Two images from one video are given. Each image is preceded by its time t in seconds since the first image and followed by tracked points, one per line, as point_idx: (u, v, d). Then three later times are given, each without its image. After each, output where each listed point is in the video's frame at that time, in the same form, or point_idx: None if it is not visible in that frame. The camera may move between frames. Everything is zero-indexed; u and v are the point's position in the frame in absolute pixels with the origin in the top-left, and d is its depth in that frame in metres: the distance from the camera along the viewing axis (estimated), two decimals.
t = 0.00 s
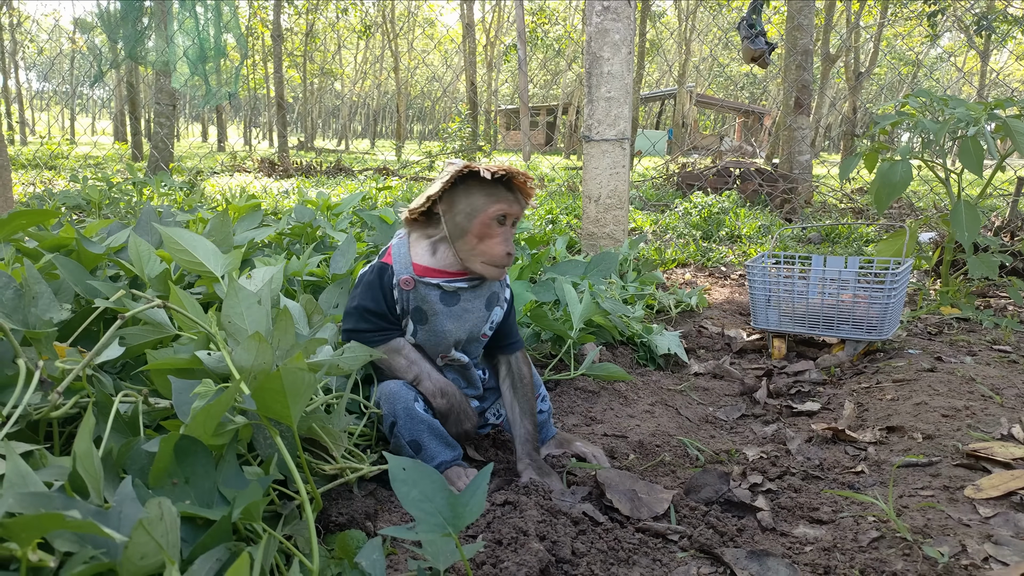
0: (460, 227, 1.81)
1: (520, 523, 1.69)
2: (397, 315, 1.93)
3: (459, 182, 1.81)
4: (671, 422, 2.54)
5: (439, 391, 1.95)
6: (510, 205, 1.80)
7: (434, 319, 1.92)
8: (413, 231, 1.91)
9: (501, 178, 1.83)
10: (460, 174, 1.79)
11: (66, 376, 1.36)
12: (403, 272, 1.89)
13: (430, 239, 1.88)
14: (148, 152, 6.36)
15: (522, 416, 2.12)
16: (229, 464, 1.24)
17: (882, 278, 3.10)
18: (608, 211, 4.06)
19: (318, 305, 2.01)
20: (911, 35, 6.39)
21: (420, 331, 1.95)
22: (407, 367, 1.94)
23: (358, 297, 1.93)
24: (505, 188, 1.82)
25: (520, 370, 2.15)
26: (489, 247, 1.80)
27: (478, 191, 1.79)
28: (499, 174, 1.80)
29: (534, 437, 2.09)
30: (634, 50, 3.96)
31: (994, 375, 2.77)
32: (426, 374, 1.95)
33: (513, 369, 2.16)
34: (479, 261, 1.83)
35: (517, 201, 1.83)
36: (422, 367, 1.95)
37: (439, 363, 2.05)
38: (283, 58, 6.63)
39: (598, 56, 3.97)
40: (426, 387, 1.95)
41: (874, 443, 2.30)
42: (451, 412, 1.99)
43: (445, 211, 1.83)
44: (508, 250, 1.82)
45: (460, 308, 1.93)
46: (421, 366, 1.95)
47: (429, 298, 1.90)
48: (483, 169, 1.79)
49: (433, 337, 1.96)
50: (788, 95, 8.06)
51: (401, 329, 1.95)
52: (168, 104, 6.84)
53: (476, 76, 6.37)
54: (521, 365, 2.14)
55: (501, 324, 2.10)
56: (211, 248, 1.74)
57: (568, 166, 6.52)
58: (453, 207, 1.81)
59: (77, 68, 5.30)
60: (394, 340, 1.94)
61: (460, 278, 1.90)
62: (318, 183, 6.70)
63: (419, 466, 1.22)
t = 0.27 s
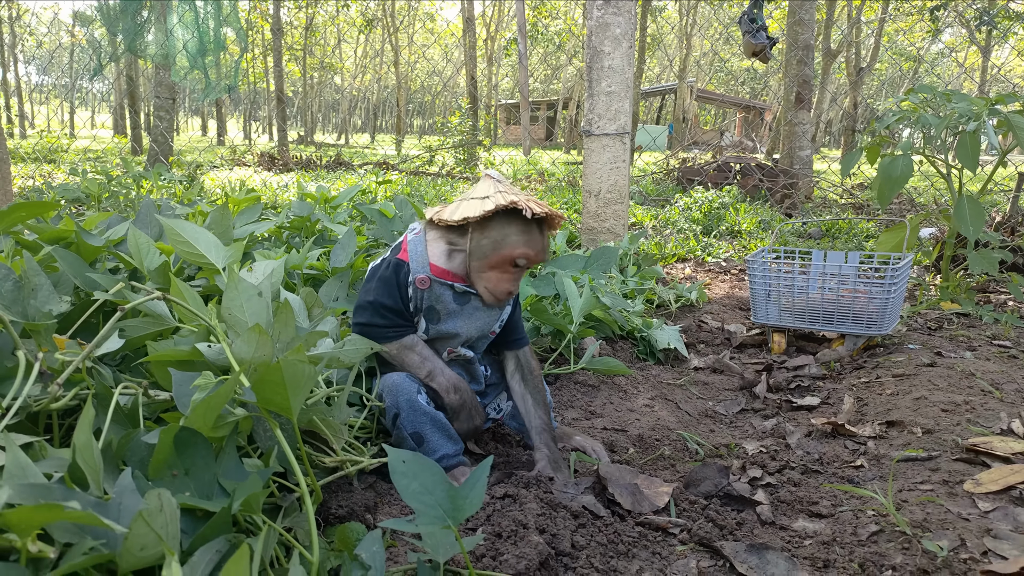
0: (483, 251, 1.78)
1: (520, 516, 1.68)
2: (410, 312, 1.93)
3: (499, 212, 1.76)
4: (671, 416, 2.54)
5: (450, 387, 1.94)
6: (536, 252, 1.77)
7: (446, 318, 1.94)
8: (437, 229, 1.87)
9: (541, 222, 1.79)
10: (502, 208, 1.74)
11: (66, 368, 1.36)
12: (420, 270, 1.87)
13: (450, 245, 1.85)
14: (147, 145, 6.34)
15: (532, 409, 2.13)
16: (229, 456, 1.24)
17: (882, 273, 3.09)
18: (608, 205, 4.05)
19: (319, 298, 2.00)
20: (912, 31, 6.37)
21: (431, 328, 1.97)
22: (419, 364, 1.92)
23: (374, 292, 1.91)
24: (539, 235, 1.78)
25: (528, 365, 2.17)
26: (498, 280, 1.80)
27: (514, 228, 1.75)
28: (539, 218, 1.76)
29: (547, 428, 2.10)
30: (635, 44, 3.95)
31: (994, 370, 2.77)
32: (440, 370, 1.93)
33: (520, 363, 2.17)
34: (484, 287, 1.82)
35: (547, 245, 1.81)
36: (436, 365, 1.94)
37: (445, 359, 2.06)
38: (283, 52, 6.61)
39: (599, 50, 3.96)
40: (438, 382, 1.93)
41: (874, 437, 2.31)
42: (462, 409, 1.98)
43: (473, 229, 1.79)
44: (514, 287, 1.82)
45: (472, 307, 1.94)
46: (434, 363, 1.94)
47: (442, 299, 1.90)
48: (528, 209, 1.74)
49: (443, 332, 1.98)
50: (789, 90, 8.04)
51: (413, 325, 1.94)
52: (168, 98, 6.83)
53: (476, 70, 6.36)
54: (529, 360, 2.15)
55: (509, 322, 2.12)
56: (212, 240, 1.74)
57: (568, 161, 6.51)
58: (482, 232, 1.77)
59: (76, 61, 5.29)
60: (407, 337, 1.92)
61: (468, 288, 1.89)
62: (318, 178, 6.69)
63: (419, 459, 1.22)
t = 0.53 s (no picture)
0: (483, 235, 1.78)
1: (522, 513, 1.68)
2: (414, 304, 1.92)
3: (495, 194, 1.76)
4: (673, 413, 2.54)
5: (455, 381, 1.92)
6: (536, 232, 1.76)
7: (450, 308, 1.92)
8: (439, 219, 1.88)
9: (539, 199, 1.78)
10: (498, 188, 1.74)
11: (68, 364, 1.36)
12: (421, 261, 1.88)
13: (452, 233, 1.85)
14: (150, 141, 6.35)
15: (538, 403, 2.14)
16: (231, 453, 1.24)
17: (886, 270, 3.09)
18: (611, 202, 4.04)
19: (321, 295, 2.00)
20: (917, 27, 6.35)
21: (436, 320, 1.96)
22: (425, 358, 1.91)
23: (378, 286, 1.91)
24: (538, 212, 1.77)
25: (530, 359, 2.18)
26: (500, 262, 1.80)
27: (511, 207, 1.75)
28: (537, 195, 1.75)
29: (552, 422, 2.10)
30: (638, 40, 3.93)
31: (997, 368, 2.76)
32: (445, 364, 1.92)
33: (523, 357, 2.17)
34: (488, 272, 1.83)
35: (548, 224, 1.79)
36: (441, 359, 1.92)
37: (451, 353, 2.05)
38: (286, 48, 6.60)
39: (602, 46, 3.94)
40: (444, 376, 1.92)
41: (877, 436, 2.30)
42: (468, 404, 1.96)
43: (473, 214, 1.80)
44: (518, 268, 1.81)
45: (476, 296, 1.92)
46: (439, 357, 1.92)
47: (446, 289, 1.89)
48: (524, 188, 1.74)
49: (448, 325, 1.97)
50: (794, 87, 8.02)
51: (417, 318, 1.93)
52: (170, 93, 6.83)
53: (479, 66, 6.35)
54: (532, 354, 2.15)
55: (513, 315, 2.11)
56: (215, 236, 1.73)
57: (571, 157, 6.50)
58: (481, 216, 1.77)
59: (78, 57, 5.29)
60: (412, 330, 1.92)
61: (472, 277, 1.88)
62: (320, 174, 6.69)
63: (421, 456, 1.21)
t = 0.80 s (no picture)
0: (467, 231, 1.78)
1: (527, 515, 1.68)
2: (412, 307, 1.91)
3: (472, 190, 1.76)
4: (679, 415, 2.53)
5: (461, 380, 1.87)
6: (517, 222, 1.76)
7: (449, 304, 1.92)
8: (422, 220, 1.88)
9: (516, 188, 1.77)
10: (474, 184, 1.74)
11: (74, 365, 1.36)
12: (414, 264, 1.86)
13: (436, 233, 1.85)
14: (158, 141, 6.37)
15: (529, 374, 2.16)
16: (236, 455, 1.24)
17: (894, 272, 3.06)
18: (618, 202, 4.04)
19: (327, 296, 2.00)
20: (925, 27, 6.32)
21: (438, 319, 1.94)
22: (428, 359, 1.86)
23: (373, 294, 1.87)
24: (517, 201, 1.76)
25: (518, 335, 2.20)
26: (487, 256, 1.79)
27: (488, 201, 1.75)
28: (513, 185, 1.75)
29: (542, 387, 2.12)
30: (645, 40, 3.92)
31: (1007, 371, 2.74)
32: (450, 363, 1.87)
33: (511, 334, 2.19)
34: (477, 266, 1.82)
35: (528, 212, 1.79)
36: (446, 358, 1.88)
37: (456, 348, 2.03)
38: (293, 48, 6.61)
39: (608, 46, 3.93)
40: (449, 376, 1.87)
41: (884, 438, 2.29)
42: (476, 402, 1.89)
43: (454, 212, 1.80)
44: (505, 259, 1.81)
45: (472, 288, 1.92)
46: (443, 357, 1.88)
47: (443, 287, 1.88)
48: (499, 179, 1.73)
49: (450, 320, 1.96)
50: (802, 87, 7.99)
51: (418, 319, 1.92)
52: (179, 93, 6.85)
53: (485, 66, 6.34)
54: (519, 329, 2.17)
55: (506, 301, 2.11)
56: (222, 237, 1.73)
57: (578, 157, 6.50)
58: (461, 213, 1.78)
59: (87, 57, 5.32)
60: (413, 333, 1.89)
61: (464, 271, 1.88)
62: (327, 174, 6.70)
63: (426, 458, 1.21)
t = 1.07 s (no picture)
0: (468, 239, 1.79)
1: (535, 514, 1.67)
2: (417, 308, 1.90)
3: (475, 200, 1.76)
4: (688, 414, 2.52)
5: (461, 379, 1.88)
6: (519, 232, 1.77)
7: (456, 305, 1.91)
8: (422, 224, 1.88)
9: (519, 199, 1.79)
10: (477, 194, 1.75)
11: (83, 360, 1.35)
12: (419, 267, 1.85)
13: (436, 237, 1.85)
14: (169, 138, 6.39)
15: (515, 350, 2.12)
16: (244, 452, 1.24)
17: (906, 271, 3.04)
18: (627, 200, 4.02)
19: (335, 292, 2.00)
20: (939, 24, 6.26)
21: (444, 318, 1.94)
22: (431, 359, 1.89)
23: (374, 296, 1.87)
24: (519, 213, 1.78)
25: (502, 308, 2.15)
26: (488, 264, 1.81)
27: (491, 211, 1.75)
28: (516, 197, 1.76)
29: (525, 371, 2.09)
30: (655, 38, 3.90)
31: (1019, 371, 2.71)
32: (452, 363, 1.89)
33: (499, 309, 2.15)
34: (477, 273, 1.84)
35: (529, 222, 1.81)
36: (448, 357, 1.89)
37: (461, 344, 2.01)
38: (303, 45, 6.62)
39: (618, 43, 3.92)
40: (450, 376, 1.89)
41: (895, 439, 2.27)
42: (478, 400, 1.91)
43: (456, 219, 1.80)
44: (505, 267, 1.83)
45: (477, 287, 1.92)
46: (444, 356, 1.89)
47: (449, 288, 1.88)
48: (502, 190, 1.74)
49: (456, 320, 1.95)
50: (813, 84, 7.94)
51: (422, 320, 1.92)
52: (189, 90, 6.87)
53: (494, 62, 6.33)
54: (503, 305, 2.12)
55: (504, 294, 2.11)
56: (231, 234, 1.74)
57: (587, 155, 6.48)
58: (463, 221, 1.78)
59: (98, 53, 5.33)
60: (417, 334, 1.90)
61: (468, 275, 1.88)
62: (336, 171, 6.71)
63: (433, 457, 1.21)
